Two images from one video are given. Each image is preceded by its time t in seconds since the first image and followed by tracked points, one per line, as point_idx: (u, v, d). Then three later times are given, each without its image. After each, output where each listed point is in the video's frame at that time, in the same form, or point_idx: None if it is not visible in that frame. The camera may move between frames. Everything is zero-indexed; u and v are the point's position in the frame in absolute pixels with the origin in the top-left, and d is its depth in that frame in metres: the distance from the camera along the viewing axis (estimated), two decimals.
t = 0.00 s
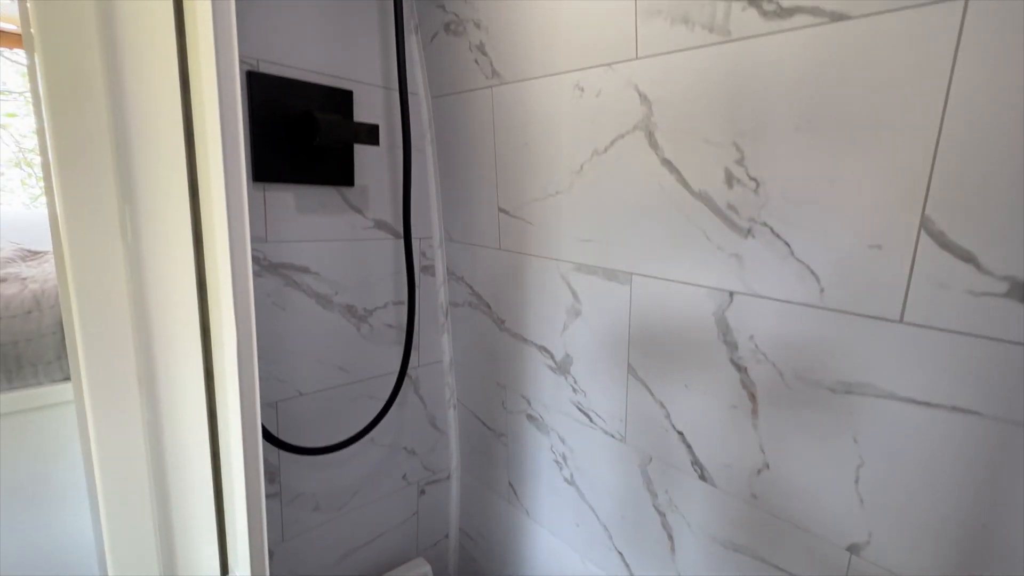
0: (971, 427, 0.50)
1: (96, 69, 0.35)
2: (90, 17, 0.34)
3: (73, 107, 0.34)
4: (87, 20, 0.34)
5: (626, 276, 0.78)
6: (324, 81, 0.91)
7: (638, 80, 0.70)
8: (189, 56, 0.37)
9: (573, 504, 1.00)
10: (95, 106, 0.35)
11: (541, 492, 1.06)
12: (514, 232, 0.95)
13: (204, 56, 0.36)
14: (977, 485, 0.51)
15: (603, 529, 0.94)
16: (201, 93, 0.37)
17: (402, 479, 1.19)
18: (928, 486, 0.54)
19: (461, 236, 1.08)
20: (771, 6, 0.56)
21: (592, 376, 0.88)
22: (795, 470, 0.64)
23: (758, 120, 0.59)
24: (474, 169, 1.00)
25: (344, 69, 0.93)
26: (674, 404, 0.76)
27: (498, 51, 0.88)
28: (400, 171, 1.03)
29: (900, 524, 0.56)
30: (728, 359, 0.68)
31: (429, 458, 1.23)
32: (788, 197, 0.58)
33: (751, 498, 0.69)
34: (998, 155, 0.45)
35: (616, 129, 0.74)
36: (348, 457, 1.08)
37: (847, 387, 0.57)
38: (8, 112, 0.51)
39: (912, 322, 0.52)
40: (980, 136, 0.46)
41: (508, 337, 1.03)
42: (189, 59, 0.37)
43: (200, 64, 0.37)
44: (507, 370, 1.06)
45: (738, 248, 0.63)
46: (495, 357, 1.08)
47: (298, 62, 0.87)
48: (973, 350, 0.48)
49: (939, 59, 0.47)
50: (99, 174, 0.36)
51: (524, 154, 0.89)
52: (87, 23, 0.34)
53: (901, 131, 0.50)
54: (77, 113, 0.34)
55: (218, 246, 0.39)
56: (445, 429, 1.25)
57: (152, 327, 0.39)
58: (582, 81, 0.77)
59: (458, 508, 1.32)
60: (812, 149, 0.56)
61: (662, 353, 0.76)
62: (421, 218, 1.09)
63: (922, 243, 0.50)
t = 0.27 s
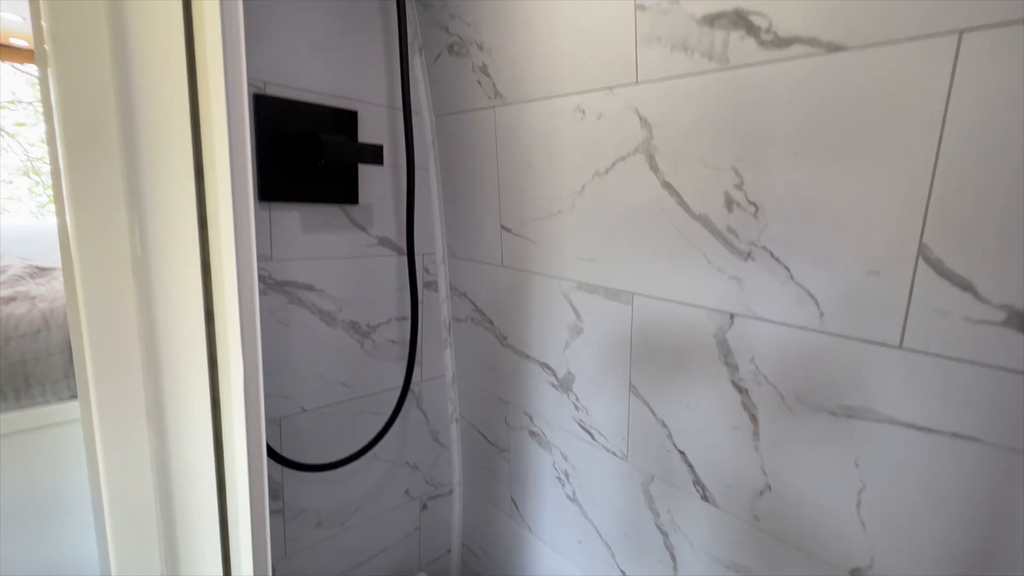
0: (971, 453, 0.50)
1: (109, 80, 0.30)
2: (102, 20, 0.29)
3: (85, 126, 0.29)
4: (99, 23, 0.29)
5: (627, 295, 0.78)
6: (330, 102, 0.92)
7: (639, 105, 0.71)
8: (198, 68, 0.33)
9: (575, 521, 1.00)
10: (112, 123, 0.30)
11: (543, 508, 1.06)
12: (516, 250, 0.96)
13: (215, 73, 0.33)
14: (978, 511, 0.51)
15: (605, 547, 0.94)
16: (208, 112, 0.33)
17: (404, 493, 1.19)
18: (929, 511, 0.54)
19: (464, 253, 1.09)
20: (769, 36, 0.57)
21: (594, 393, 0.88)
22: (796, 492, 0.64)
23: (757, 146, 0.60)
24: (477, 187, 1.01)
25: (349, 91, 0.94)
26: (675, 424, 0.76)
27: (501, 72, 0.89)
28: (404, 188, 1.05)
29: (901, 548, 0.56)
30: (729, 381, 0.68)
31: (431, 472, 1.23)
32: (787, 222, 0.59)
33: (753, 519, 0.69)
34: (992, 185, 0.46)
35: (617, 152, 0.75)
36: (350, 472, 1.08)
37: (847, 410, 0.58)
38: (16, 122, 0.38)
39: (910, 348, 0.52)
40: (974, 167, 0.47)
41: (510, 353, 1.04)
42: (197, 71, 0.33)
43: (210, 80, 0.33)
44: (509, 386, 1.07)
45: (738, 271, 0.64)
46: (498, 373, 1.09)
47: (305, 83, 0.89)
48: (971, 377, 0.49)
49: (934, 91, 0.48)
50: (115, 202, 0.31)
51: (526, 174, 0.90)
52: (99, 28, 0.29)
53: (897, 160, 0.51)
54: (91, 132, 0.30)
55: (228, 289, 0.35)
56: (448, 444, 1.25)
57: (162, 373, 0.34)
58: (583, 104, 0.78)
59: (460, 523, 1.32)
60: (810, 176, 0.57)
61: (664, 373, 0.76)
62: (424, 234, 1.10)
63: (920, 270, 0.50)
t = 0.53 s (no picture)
0: (967, 478, 0.51)
1: (125, 128, 0.30)
2: (119, 68, 0.30)
3: (104, 170, 0.30)
4: (116, 71, 0.30)
5: (627, 315, 0.79)
6: (334, 123, 0.94)
7: (639, 129, 0.72)
8: (210, 112, 0.33)
9: (576, 538, 1.00)
10: (128, 169, 0.31)
11: (544, 525, 1.06)
12: (517, 268, 0.97)
13: (225, 117, 0.33)
14: (975, 536, 0.51)
15: (606, 565, 0.94)
16: (219, 155, 0.33)
17: (405, 509, 1.19)
18: (927, 536, 0.54)
19: (466, 269, 1.10)
20: (764, 67, 0.59)
21: (594, 411, 0.89)
22: (795, 514, 0.64)
23: (754, 172, 0.61)
24: (478, 206, 1.02)
25: (353, 112, 0.96)
26: (675, 443, 0.77)
27: (502, 95, 0.91)
28: (406, 206, 1.06)
29: (899, 571, 0.57)
30: (728, 402, 0.69)
31: (433, 488, 1.24)
32: (784, 248, 0.60)
33: (753, 540, 0.70)
34: (983, 216, 0.47)
35: (616, 175, 0.76)
36: (352, 488, 1.08)
37: (845, 434, 0.58)
38: (22, 131, 0.35)
39: (906, 374, 0.53)
40: (966, 198, 0.48)
41: (511, 369, 1.04)
42: (208, 115, 0.33)
43: (221, 125, 0.33)
44: (511, 402, 1.07)
45: (736, 294, 0.65)
46: (499, 389, 1.09)
47: (310, 105, 0.90)
48: (966, 403, 0.50)
49: (925, 124, 0.49)
50: (130, 244, 0.32)
51: (527, 194, 0.91)
52: (116, 76, 0.30)
53: (891, 190, 0.52)
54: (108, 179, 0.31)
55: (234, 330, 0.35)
56: (449, 459, 1.26)
57: (173, 407, 0.35)
58: (584, 127, 0.79)
59: (461, 538, 1.32)
60: (806, 203, 0.58)
61: (664, 393, 0.77)
62: (426, 251, 1.11)
63: (914, 298, 0.51)
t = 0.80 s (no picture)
0: (961, 502, 0.51)
1: (137, 131, 0.27)
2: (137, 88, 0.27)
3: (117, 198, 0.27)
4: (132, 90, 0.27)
5: (626, 333, 0.80)
6: (338, 143, 0.95)
7: (637, 153, 0.74)
8: (222, 115, 0.30)
9: (576, 554, 1.00)
10: (138, 177, 0.27)
11: (545, 540, 1.07)
12: (518, 285, 0.98)
13: (238, 121, 0.30)
14: (970, 559, 0.52)
15: None
16: (231, 163, 0.30)
17: (406, 523, 1.19)
18: (924, 559, 0.55)
19: (467, 285, 1.11)
20: (759, 95, 0.60)
21: (594, 428, 0.89)
22: (793, 533, 0.65)
23: (750, 197, 0.63)
24: (480, 223, 1.03)
25: (357, 131, 0.98)
26: (675, 461, 0.77)
27: (504, 116, 0.93)
28: (409, 223, 1.07)
29: None
30: (727, 421, 0.70)
31: (434, 501, 1.24)
32: (780, 271, 0.61)
33: (752, 559, 0.70)
34: (972, 245, 0.48)
35: (615, 196, 0.78)
36: (353, 502, 1.09)
37: (842, 455, 0.59)
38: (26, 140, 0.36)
39: (900, 398, 0.54)
40: (956, 227, 0.49)
41: (512, 384, 1.05)
42: (221, 119, 0.30)
43: (234, 129, 0.30)
44: (511, 417, 1.08)
45: (734, 316, 0.66)
46: (500, 404, 1.10)
47: (314, 125, 0.92)
48: (959, 428, 0.50)
49: (915, 154, 0.50)
50: (139, 260, 0.28)
51: (527, 214, 0.92)
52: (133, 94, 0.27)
53: (883, 218, 0.53)
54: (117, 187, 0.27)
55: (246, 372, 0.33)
56: (450, 472, 1.26)
57: (183, 455, 0.32)
58: (583, 149, 0.81)
59: (462, 552, 1.32)
60: (802, 228, 0.59)
61: (663, 411, 0.78)
62: (428, 267, 1.12)
63: (907, 323, 0.52)
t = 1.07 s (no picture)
0: (964, 528, 0.51)
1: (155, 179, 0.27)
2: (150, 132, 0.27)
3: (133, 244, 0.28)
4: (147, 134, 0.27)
5: (629, 352, 0.81)
6: (344, 162, 0.97)
7: (640, 175, 0.75)
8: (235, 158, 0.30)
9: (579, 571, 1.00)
10: (155, 223, 0.28)
11: (548, 557, 1.07)
12: (522, 302, 0.99)
13: (251, 163, 0.30)
14: None
15: None
16: (244, 206, 0.30)
17: (409, 538, 1.19)
18: None
19: (471, 301, 1.12)
20: (759, 123, 0.61)
21: (597, 446, 0.90)
22: (797, 555, 0.65)
23: (751, 222, 0.64)
24: (484, 241, 1.04)
25: (362, 151, 0.99)
26: (678, 480, 0.78)
27: (508, 136, 0.94)
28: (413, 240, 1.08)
29: None
30: (729, 442, 0.70)
31: (437, 516, 1.24)
32: (781, 295, 0.62)
33: None
34: (971, 274, 0.49)
35: (618, 218, 0.79)
36: (357, 518, 1.09)
37: (844, 479, 0.60)
38: (33, 148, 0.37)
39: (901, 423, 0.54)
40: (955, 257, 0.49)
41: (515, 400, 1.06)
42: (234, 162, 0.30)
43: (246, 172, 0.30)
44: (515, 433, 1.08)
45: (736, 338, 0.67)
46: (503, 420, 1.11)
47: (321, 145, 0.94)
48: (960, 454, 0.51)
49: (914, 184, 0.51)
50: (154, 304, 0.29)
51: (531, 233, 0.93)
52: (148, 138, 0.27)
53: (883, 245, 0.54)
54: (132, 221, 0.27)
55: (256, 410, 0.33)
56: (453, 487, 1.26)
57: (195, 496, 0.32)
58: (586, 170, 0.82)
59: (465, 566, 1.31)
60: (802, 254, 0.60)
61: (666, 431, 0.78)
62: (432, 283, 1.13)
63: (908, 350, 0.53)
